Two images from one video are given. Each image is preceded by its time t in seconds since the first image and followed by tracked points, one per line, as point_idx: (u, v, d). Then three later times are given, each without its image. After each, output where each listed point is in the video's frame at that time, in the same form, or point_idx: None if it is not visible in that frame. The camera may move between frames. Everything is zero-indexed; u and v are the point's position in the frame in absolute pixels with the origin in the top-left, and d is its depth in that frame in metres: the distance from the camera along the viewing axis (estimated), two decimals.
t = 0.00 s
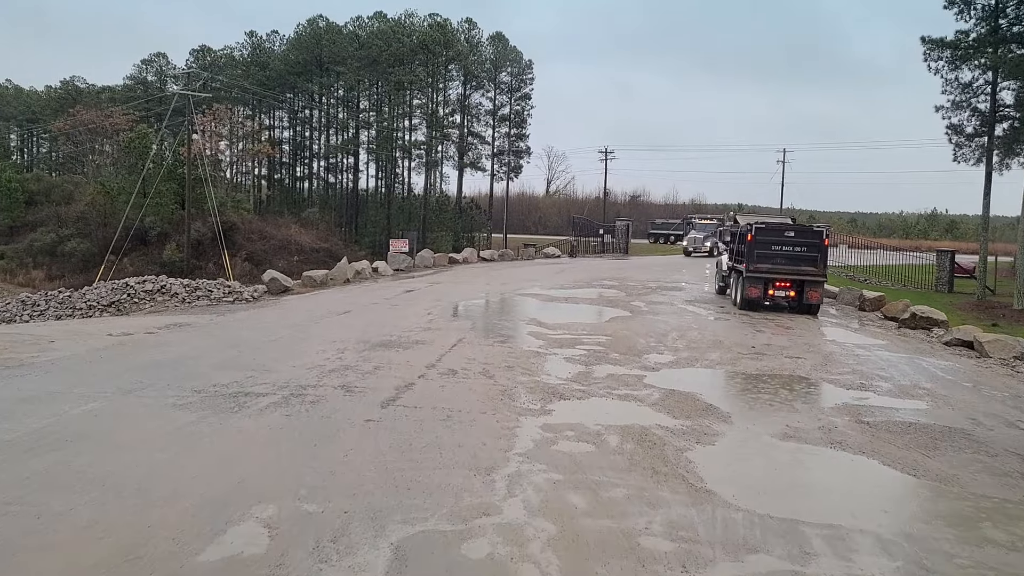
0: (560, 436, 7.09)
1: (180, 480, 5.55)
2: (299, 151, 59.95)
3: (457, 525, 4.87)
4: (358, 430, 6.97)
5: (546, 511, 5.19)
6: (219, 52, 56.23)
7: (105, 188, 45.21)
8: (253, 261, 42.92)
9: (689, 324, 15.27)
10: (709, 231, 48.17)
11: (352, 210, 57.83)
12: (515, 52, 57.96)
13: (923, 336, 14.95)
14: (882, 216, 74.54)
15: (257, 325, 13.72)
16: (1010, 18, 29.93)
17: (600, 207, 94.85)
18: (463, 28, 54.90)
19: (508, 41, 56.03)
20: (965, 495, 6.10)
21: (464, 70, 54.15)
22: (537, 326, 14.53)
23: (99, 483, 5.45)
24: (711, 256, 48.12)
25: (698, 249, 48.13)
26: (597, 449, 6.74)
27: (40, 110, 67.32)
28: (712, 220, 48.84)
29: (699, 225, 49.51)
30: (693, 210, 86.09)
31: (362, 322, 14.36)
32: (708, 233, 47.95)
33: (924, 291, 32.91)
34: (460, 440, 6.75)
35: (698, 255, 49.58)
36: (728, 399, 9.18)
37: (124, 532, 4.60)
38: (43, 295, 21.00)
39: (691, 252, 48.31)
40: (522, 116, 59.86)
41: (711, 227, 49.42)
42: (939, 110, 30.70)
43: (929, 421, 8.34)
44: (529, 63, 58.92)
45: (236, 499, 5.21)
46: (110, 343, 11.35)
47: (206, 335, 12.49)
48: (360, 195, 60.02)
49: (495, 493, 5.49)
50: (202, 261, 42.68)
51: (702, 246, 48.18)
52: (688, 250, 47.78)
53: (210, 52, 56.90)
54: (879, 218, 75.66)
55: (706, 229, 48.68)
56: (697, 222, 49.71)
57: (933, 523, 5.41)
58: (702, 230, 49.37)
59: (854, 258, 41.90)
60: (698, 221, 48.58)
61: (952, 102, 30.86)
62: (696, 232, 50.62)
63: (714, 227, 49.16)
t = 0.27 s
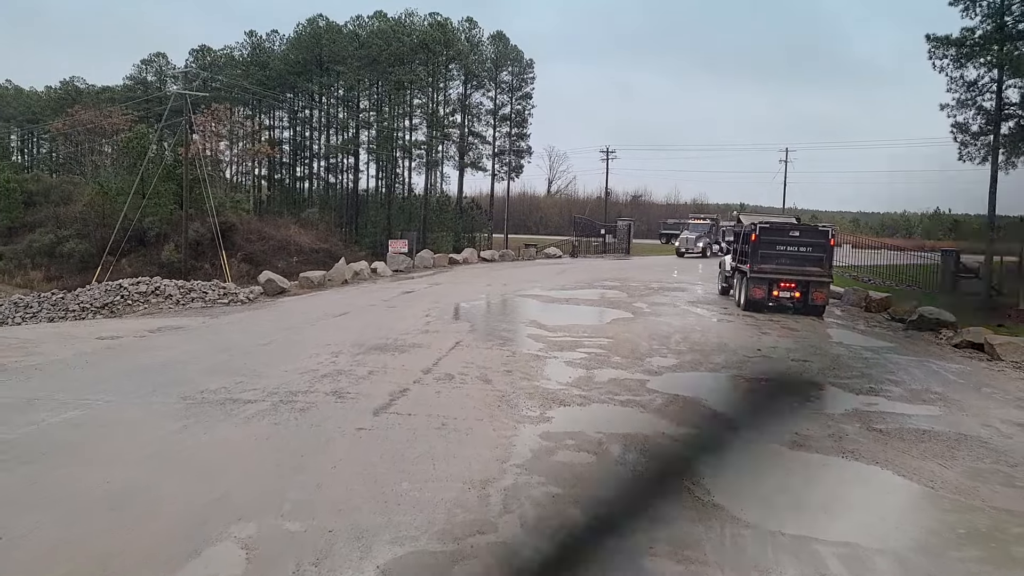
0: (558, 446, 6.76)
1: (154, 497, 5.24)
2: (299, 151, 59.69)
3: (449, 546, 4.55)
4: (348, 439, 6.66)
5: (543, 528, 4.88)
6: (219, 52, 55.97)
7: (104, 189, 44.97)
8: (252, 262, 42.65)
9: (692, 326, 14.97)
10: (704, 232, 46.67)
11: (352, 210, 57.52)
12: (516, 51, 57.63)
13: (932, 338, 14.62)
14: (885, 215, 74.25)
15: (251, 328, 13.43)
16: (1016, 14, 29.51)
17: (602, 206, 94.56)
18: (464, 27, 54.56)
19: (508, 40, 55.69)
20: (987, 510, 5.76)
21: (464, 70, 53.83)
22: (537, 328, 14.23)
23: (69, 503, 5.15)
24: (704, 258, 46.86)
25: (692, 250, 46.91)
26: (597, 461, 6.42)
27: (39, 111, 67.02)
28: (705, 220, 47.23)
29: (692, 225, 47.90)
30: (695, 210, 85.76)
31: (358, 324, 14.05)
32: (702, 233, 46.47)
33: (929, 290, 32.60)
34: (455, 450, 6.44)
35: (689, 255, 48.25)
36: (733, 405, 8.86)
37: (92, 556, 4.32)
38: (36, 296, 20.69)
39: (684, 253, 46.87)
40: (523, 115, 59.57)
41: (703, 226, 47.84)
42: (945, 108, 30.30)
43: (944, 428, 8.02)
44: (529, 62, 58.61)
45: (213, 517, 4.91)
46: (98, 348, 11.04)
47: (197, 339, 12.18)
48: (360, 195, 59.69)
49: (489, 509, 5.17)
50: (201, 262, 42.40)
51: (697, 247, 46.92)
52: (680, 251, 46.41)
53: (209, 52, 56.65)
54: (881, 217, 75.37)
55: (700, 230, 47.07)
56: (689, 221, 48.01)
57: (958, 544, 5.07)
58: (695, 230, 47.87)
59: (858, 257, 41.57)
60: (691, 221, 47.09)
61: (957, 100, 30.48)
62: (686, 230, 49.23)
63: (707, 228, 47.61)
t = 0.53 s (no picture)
0: (559, 455, 6.48)
1: (128, 512, 4.95)
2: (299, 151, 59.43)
3: (442, 566, 4.26)
4: (338, 448, 6.35)
5: (542, 546, 4.60)
6: (218, 52, 55.69)
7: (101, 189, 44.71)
8: (251, 262, 42.36)
9: (696, 328, 14.68)
10: (697, 232, 45.39)
11: (352, 210, 57.25)
12: (516, 50, 57.30)
13: (940, 340, 14.33)
14: (887, 215, 73.88)
15: (246, 330, 13.15)
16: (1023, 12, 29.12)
17: (603, 206, 94.29)
18: (464, 25, 54.23)
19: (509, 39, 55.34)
20: (1010, 524, 5.47)
21: (465, 69, 53.50)
22: (538, 330, 13.94)
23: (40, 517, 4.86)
24: (696, 258, 45.76)
25: (683, 250, 45.68)
26: (600, 470, 6.13)
27: (38, 110, 66.77)
28: (698, 219, 45.96)
29: (683, 225, 46.49)
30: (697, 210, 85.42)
31: (355, 326, 13.78)
32: (695, 233, 45.24)
33: (933, 290, 32.29)
34: (451, 460, 6.14)
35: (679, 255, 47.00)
36: (739, 410, 8.57)
37: None
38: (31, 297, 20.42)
39: (675, 254, 45.59)
40: (523, 115, 59.27)
41: (695, 226, 46.53)
42: (949, 106, 29.97)
43: (959, 434, 7.72)
44: (530, 61, 58.31)
45: (189, 536, 4.61)
46: (88, 350, 10.76)
47: (190, 341, 11.91)
48: (360, 195, 59.37)
49: (485, 525, 4.88)
50: (200, 263, 42.12)
51: (688, 247, 45.68)
52: (672, 252, 45.22)
53: (209, 51, 56.36)
54: (884, 217, 75.01)
55: (693, 230, 45.72)
56: (681, 220, 46.59)
57: (982, 562, 4.78)
58: (686, 229, 46.41)
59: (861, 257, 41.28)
60: (683, 221, 45.67)
61: (962, 98, 30.13)
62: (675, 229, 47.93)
63: (700, 228, 46.33)
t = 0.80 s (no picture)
0: (559, 467, 6.18)
1: (99, 533, 4.65)
2: (299, 151, 59.20)
3: None
4: (327, 461, 6.04)
5: (540, 569, 4.29)
6: (218, 52, 55.46)
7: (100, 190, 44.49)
8: (251, 263, 42.12)
9: (700, 330, 14.39)
10: (689, 231, 44.92)
11: (352, 211, 57.01)
12: (517, 50, 57.01)
13: (950, 342, 14.03)
14: (890, 215, 73.55)
15: (240, 333, 12.87)
16: None
17: (605, 206, 94.02)
18: (464, 25, 53.92)
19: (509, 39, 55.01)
20: None
21: (465, 68, 53.20)
22: (538, 333, 13.65)
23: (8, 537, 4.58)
24: (688, 258, 45.20)
25: (674, 250, 45.12)
26: (601, 483, 5.85)
27: (37, 111, 66.59)
28: (690, 219, 45.51)
29: (675, 225, 46.10)
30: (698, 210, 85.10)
31: (351, 329, 13.50)
32: (686, 233, 44.80)
33: (938, 290, 31.98)
34: (445, 473, 5.85)
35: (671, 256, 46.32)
36: (745, 417, 8.26)
37: None
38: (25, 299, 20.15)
39: (667, 254, 45.03)
40: (524, 115, 59.02)
41: (687, 227, 46.06)
42: (954, 104, 29.62)
43: (974, 443, 7.41)
44: (531, 61, 58.03)
45: (161, 562, 4.30)
46: (76, 355, 10.50)
47: (182, 345, 11.63)
48: (360, 195, 59.13)
49: (478, 545, 4.59)
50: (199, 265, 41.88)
51: (679, 247, 45.11)
52: (664, 252, 44.68)
53: (208, 52, 56.12)
54: (887, 216, 74.66)
55: (685, 229, 45.30)
56: (673, 220, 46.21)
57: None
58: (678, 229, 45.91)
59: (865, 257, 40.95)
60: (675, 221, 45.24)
61: (968, 96, 29.78)
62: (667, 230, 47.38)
63: (692, 228, 45.83)
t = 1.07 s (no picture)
0: (559, 480, 5.89)
1: (68, 557, 4.36)
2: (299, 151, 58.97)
3: None
4: (314, 475, 5.75)
5: None
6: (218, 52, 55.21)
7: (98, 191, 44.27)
8: (250, 264, 41.88)
9: (703, 333, 14.09)
10: (680, 231, 44.34)
11: (352, 212, 56.77)
12: (517, 49, 56.69)
13: (959, 344, 13.73)
14: (893, 214, 73.19)
15: (234, 336, 12.61)
16: None
17: (606, 206, 93.75)
18: (465, 24, 53.58)
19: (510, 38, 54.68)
20: None
21: (465, 68, 52.89)
22: (538, 336, 13.35)
23: None
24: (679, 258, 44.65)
25: (665, 250, 44.56)
26: (603, 497, 5.55)
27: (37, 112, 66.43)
28: (681, 219, 44.90)
29: (666, 224, 45.48)
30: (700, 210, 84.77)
31: (348, 332, 13.22)
32: (677, 232, 44.21)
33: (943, 290, 31.66)
34: (438, 487, 5.56)
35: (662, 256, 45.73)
36: (752, 424, 7.96)
37: None
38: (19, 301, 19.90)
39: (658, 254, 44.45)
40: (525, 114, 58.75)
41: (679, 226, 45.44)
42: (959, 102, 29.26)
43: (992, 452, 7.10)
44: (531, 60, 57.72)
45: None
46: (64, 360, 10.23)
47: (174, 349, 11.38)
48: (360, 196, 58.85)
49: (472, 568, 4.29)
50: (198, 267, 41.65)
51: (670, 247, 44.55)
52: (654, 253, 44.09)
53: (208, 52, 55.89)
54: (889, 216, 74.32)
55: (676, 229, 44.72)
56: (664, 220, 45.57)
57: None
58: (670, 229, 45.32)
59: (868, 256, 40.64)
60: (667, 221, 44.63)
61: (973, 93, 29.42)
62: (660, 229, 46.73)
63: (683, 227, 45.23)
